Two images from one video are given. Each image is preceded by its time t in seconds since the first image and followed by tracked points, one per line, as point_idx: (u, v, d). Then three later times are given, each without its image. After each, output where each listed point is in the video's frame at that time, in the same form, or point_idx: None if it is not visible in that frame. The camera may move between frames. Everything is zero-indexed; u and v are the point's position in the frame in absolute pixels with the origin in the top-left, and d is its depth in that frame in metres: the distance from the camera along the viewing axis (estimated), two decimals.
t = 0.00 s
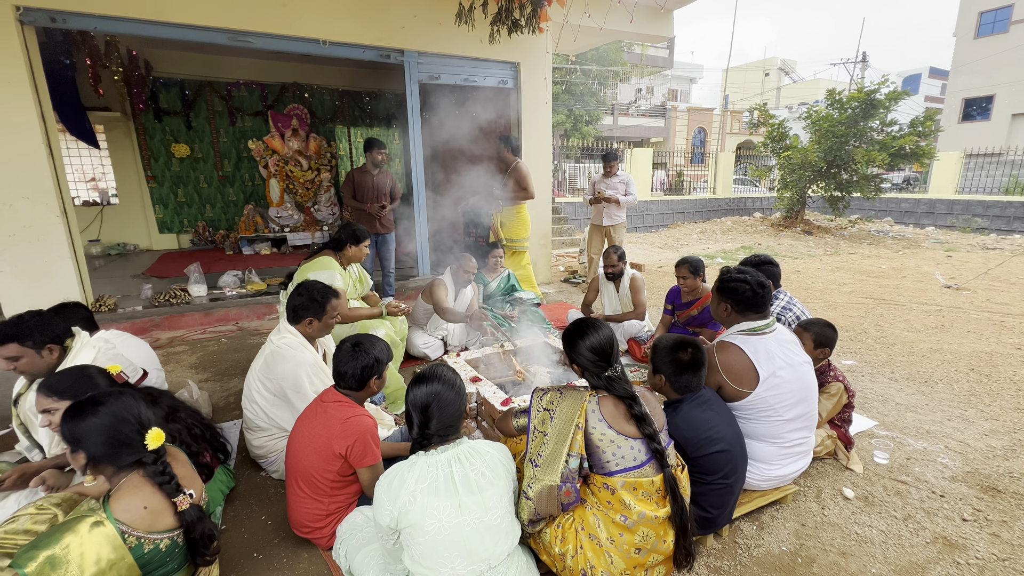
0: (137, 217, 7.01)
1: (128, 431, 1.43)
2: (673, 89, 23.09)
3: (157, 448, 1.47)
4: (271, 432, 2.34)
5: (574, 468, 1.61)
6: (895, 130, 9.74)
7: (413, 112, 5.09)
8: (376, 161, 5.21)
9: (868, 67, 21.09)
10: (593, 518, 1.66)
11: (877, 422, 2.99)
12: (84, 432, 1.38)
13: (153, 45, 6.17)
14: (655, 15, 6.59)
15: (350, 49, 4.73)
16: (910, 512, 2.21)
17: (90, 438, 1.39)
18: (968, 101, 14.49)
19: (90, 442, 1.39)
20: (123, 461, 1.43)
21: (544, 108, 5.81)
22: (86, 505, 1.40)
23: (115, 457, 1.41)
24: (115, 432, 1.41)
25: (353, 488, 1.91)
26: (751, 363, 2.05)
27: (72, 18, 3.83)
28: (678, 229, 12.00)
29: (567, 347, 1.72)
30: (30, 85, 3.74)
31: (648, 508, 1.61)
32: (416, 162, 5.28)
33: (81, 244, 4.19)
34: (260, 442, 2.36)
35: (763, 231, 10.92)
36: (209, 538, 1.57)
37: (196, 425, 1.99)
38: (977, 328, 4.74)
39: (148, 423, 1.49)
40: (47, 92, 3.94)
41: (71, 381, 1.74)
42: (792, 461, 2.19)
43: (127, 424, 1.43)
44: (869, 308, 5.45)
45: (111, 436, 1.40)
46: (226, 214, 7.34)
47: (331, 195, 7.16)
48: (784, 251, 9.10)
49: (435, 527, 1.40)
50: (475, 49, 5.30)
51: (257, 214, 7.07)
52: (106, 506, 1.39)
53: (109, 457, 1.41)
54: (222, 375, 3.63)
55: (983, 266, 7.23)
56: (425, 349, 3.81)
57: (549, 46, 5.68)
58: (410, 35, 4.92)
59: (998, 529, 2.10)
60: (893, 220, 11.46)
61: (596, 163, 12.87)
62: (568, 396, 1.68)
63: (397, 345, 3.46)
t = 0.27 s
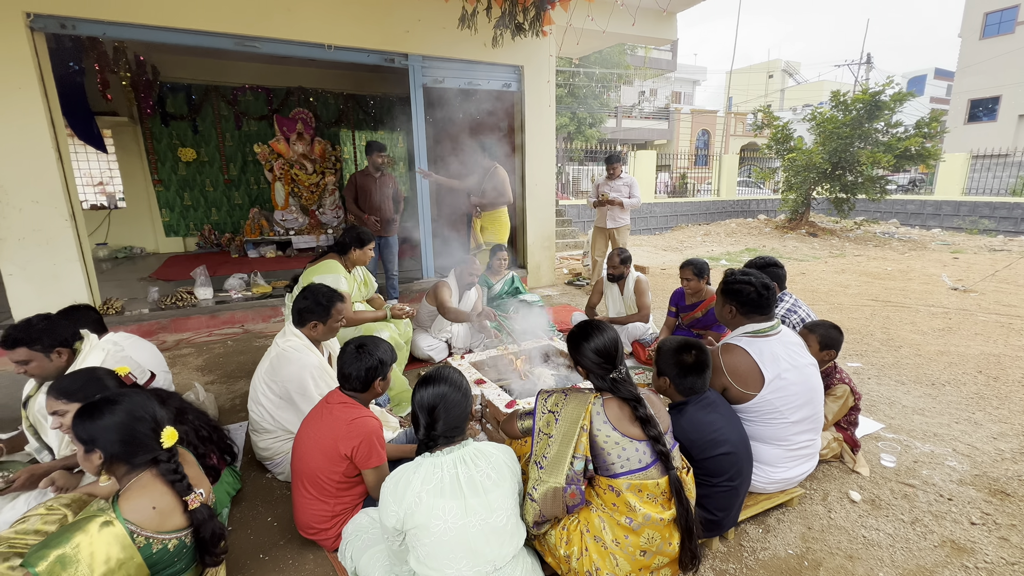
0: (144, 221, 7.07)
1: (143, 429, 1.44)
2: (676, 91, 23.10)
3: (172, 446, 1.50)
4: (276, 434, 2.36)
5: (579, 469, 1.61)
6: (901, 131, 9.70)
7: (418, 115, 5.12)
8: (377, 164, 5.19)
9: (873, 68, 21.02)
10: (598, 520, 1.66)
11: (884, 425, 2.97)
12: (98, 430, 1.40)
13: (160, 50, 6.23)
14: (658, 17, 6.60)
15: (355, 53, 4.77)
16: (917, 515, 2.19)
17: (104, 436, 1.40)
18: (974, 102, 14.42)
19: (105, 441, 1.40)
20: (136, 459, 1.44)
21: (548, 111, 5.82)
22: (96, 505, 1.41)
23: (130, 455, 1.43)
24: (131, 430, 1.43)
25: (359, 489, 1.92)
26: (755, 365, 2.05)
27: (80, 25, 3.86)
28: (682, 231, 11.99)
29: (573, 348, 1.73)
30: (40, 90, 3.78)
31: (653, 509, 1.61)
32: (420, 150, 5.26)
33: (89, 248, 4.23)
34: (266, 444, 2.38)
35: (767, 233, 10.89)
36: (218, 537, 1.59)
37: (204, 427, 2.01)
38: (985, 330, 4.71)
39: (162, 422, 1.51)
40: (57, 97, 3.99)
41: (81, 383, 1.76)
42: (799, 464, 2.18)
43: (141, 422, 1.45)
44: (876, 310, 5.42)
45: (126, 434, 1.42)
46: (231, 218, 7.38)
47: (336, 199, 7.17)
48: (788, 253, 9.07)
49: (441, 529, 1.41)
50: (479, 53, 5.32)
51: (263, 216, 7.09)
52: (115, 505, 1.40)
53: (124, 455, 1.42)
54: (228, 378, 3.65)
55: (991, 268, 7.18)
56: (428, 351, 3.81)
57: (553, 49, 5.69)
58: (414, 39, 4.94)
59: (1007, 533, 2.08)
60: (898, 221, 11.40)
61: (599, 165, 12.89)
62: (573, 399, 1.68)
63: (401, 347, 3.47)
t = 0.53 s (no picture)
0: (149, 225, 7.11)
1: (151, 430, 1.47)
2: (678, 95, 23.12)
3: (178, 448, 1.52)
4: (280, 438, 2.37)
5: (581, 473, 1.61)
6: (904, 134, 9.67)
7: (421, 120, 5.15)
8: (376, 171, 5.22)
9: (876, 71, 21.00)
10: (600, 524, 1.66)
11: (888, 428, 2.96)
12: (108, 432, 1.41)
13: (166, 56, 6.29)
14: (660, 21, 6.62)
15: (359, 58, 4.80)
16: (922, 519, 2.18)
17: (114, 438, 1.42)
18: (978, 104, 14.37)
19: (114, 442, 1.42)
20: (145, 461, 1.46)
21: (550, 115, 5.83)
22: (101, 507, 1.42)
23: (139, 456, 1.44)
24: (138, 432, 1.45)
25: (362, 493, 1.93)
26: (758, 369, 2.05)
27: (88, 32, 3.91)
28: (685, 234, 11.97)
29: (575, 352, 1.73)
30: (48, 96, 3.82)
31: (656, 513, 1.61)
32: (422, 156, 5.30)
33: (96, 252, 4.26)
34: (269, 447, 2.39)
35: (770, 236, 10.87)
36: (223, 539, 1.60)
37: (209, 430, 2.02)
38: (990, 333, 4.68)
39: (168, 424, 1.53)
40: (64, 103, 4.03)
41: (85, 388, 1.78)
42: (802, 468, 2.17)
43: (150, 423, 1.47)
44: (880, 314, 5.40)
45: (135, 436, 1.44)
46: (235, 222, 7.43)
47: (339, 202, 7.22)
48: (792, 256, 9.05)
49: (444, 532, 1.41)
50: (482, 58, 5.34)
51: (267, 221, 7.15)
52: (120, 507, 1.41)
53: (133, 457, 1.44)
54: (232, 381, 3.66)
55: (996, 271, 7.14)
56: (432, 354, 3.83)
57: (555, 54, 5.71)
58: (417, 44, 4.97)
59: (1013, 538, 2.07)
60: (903, 224, 11.36)
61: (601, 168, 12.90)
62: (575, 402, 1.68)
63: (404, 351, 3.48)
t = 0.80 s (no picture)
0: (151, 229, 7.13)
1: (155, 432, 1.47)
2: (679, 98, 23.17)
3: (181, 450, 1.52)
4: (281, 441, 2.37)
5: (583, 477, 1.61)
6: (906, 136, 9.66)
7: (423, 123, 5.17)
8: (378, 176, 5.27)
9: (876, 74, 21.02)
10: (603, 528, 1.65)
11: (892, 432, 2.95)
12: (112, 434, 1.42)
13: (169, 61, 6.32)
14: (661, 25, 6.64)
15: (360, 63, 4.82)
16: (927, 524, 2.17)
17: (118, 440, 1.42)
18: (980, 106, 14.36)
19: (118, 445, 1.42)
20: (149, 463, 1.45)
21: (551, 119, 5.84)
22: (103, 509, 1.42)
23: (142, 459, 1.44)
24: (142, 434, 1.45)
25: (364, 497, 1.92)
26: (760, 372, 2.04)
27: (92, 37, 3.93)
28: (686, 237, 11.97)
29: (577, 355, 1.73)
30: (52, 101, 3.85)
31: (659, 517, 1.61)
32: (423, 156, 5.28)
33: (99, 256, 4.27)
34: (270, 451, 2.39)
35: (772, 239, 10.86)
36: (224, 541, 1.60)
37: (211, 433, 2.02)
38: (994, 336, 4.66)
39: (172, 427, 1.53)
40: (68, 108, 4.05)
41: (87, 392, 1.78)
42: (805, 471, 2.16)
43: (153, 425, 1.47)
44: (882, 316, 5.38)
45: (139, 437, 1.44)
46: (238, 225, 7.45)
47: (341, 206, 7.23)
48: (794, 259, 9.03)
49: (446, 535, 1.41)
50: (483, 62, 5.35)
51: (268, 224, 7.17)
52: (122, 510, 1.41)
53: (136, 459, 1.43)
54: (234, 385, 3.66)
55: (999, 273, 7.12)
56: (434, 357, 3.82)
57: (556, 58, 5.73)
58: (419, 48, 4.99)
59: (1019, 542, 2.05)
60: (905, 227, 11.34)
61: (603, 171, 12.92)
62: (577, 406, 1.68)
63: (405, 354, 3.47)
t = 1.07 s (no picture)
0: (152, 231, 7.12)
1: (155, 433, 1.46)
2: (679, 100, 23.20)
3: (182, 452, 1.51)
4: (280, 444, 2.36)
5: (583, 479, 1.60)
6: (905, 138, 9.66)
7: (423, 125, 5.18)
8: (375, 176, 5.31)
9: (876, 76, 21.06)
10: (603, 531, 1.64)
11: (893, 434, 2.94)
12: (113, 435, 1.41)
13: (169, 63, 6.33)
14: (660, 27, 6.65)
15: (361, 65, 4.83)
16: (929, 526, 2.16)
17: (119, 441, 1.41)
18: (980, 108, 14.38)
19: (119, 446, 1.41)
20: (150, 464, 1.45)
21: (551, 121, 5.85)
22: (102, 511, 1.42)
23: (143, 460, 1.43)
24: (143, 435, 1.44)
25: (364, 500, 1.92)
26: (761, 374, 2.04)
27: (93, 39, 3.94)
28: (686, 239, 11.97)
29: (577, 356, 1.72)
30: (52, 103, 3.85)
31: (660, 520, 1.60)
32: (423, 150, 5.27)
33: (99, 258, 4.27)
34: (270, 453, 2.39)
35: (772, 241, 10.86)
36: (223, 544, 1.59)
37: (211, 435, 2.02)
38: (995, 338, 4.66)
39: (173, 428, 1.52)
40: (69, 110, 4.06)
41: (89, 394, 1.78)
42: (806, 474, 2.16)
43: (154, 426, 1.47)
44: (883, 318, 5.38)
45: (139, 438, 1.43)
46: (238, 227, 7.45)
47: (341, 208, 7.24)
48: (794, 261, 9.02)
49: (446, 537, 1.40)
50: (484, 64, 5.36)
51: (269, 227, 7.15)
52: (122, 512, 1.40)
53: (137, 460, 1.43)
54: (233, 387, 3.66)
55: (1000, 275, 7.12)
56: (434, 360, 3.79)
57: (556, 60, 5.74)
58: (419, 51, 5.00)
59: (1021, 545, 2.04)
60: (905, 228, 11.35)
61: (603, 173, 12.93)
62: (577, 408, 1.68)
63: (406, 356, 3.46)
